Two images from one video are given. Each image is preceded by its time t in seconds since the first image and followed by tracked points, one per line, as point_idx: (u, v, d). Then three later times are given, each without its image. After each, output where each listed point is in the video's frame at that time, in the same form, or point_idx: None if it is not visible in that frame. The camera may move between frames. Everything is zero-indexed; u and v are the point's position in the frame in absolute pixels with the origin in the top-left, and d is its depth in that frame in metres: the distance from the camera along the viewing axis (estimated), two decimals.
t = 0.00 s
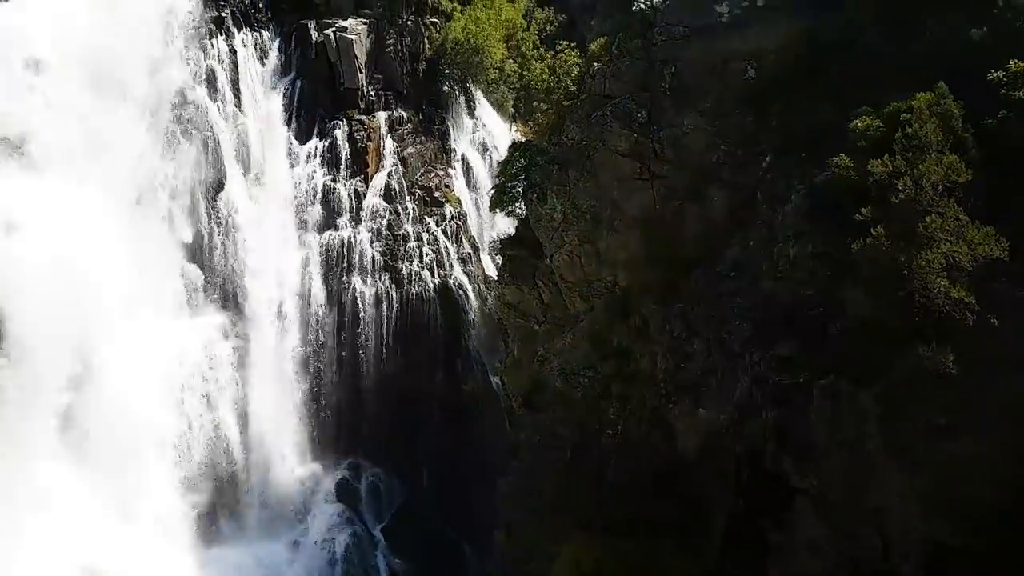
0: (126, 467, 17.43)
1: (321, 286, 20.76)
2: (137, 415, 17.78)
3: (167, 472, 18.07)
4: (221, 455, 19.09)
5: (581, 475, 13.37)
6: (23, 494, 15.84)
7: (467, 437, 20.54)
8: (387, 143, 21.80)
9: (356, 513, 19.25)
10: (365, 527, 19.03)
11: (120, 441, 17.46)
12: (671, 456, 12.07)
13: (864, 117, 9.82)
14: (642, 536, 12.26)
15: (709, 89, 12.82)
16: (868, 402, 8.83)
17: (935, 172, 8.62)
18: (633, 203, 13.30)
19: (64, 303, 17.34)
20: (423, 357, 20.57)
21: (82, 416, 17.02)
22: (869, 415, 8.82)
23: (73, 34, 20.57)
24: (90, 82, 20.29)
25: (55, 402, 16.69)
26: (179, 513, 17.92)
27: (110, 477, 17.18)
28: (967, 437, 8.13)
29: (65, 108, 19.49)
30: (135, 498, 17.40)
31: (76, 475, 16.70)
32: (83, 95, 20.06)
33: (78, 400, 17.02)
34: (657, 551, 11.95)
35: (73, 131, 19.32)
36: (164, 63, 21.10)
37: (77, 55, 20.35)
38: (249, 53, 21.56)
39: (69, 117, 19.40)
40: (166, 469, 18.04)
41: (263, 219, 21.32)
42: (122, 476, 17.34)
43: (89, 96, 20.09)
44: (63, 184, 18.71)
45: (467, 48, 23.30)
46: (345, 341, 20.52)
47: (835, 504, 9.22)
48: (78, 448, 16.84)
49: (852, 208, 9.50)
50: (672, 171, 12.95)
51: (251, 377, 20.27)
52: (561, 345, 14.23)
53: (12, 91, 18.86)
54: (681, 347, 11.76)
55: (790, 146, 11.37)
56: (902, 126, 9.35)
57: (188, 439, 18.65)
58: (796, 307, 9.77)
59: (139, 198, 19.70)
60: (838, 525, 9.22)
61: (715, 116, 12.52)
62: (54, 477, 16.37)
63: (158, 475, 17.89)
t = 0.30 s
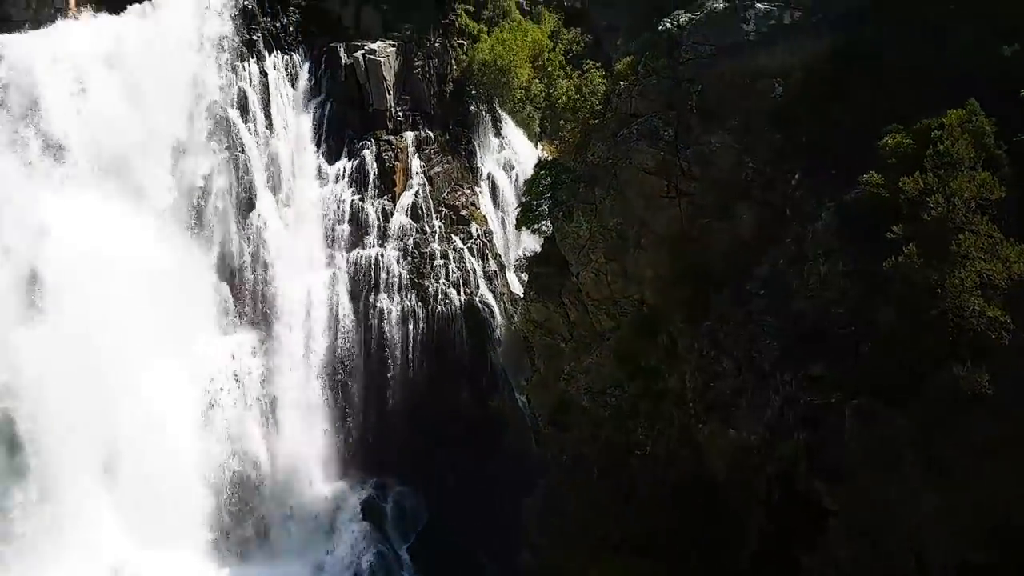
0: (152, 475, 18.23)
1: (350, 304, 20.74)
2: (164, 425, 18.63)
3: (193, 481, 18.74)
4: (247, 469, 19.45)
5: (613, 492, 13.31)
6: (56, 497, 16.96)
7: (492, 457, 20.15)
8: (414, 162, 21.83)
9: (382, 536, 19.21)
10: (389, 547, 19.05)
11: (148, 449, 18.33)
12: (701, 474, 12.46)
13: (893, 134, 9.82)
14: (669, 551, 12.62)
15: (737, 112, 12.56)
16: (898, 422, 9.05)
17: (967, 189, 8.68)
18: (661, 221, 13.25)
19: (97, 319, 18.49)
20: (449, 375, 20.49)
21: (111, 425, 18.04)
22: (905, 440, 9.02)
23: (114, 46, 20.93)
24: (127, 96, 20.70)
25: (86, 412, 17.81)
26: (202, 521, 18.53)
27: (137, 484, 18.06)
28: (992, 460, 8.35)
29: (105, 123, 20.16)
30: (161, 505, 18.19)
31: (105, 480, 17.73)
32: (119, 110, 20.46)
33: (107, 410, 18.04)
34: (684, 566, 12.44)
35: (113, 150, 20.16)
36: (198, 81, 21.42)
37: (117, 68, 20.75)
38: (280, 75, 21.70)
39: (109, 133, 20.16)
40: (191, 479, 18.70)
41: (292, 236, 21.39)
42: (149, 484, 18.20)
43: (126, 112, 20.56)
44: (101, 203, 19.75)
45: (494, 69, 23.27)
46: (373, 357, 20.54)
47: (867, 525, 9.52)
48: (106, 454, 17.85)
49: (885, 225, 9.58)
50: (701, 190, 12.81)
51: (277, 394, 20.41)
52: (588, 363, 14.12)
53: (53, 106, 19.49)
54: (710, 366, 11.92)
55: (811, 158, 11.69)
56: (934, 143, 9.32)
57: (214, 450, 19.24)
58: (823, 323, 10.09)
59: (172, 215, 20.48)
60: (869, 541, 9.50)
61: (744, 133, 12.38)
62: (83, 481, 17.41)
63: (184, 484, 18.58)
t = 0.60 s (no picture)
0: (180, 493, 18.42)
1: (374, 326, 20.74)
2: (190, 442, 18.83)
3: (217, 499, 18.86)
4: (273, 488, 19.49)
5: (642, 514, 13.66)
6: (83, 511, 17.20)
7: (516, 480, 20.00)
8: (439, 184, 21.88)
9: (408, 562, 19.21)
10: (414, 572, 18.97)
11: (175, 466, 18.49)
12: (734, 500, 12.59)
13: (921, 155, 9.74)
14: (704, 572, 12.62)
15: (762, 132, 12.67)
16: (932, 447, 9.11)
17: (999, 209, 8.19)
18: (688, 242, 13.20)
19: (124, 339, 19.00)
20: (472, 397, 20.36)
21: (138, 441, 18.30)
22: (939, 468, 9.07)
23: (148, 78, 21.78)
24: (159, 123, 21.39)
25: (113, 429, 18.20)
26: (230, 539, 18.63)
27: (166, 502, 18.24)
28: (1020, 487, 8.23)
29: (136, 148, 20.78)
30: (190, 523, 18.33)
31: (132, 495, 17.89)
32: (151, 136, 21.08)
33: (133, 425, 18.37)
34: None
35: (147, 176, 20.73)
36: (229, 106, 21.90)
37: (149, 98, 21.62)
38: (309, 100, 22.18)
39: (140, 159, 20.75)
40: (216, 495, 18.84)
41: (321, 258, 21.64)
42: (177, 502, 18.36)
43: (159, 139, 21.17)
44: (133, 226, 20.33)
45: (519, 92, 23.13)
46: (397, 379, 20.44)
47: (903, 549, 9.64)
48: (133, 470, 18.04)
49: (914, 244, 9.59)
50: (728, 211, 12.81)
51: (305, 414, 20.49)
52: (613, 386, 14.43)
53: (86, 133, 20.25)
54: (741, 389, 12.18)
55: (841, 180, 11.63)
56: (964, 163, 9.17)
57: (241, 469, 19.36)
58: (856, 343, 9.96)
59: (200, 236, 20.76)
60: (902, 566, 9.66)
61: (770, 153, 12.42)
62: (111, 496, 17.60)
63: (212, 502, 18.77)
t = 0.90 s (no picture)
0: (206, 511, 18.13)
1: (399, 344, 20.70)
2: (213, 470, 18.43)
3: (241, 525, 18.53)
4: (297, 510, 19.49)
5: (671, 533, 13.96)
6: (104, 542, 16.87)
7: (539, 504, 19.62)
8: (462, 206, 21.99)
9: None
10: None
11: (196, 493, 18.14)
12: (759, 520, 12.84)
13: (951, 173, 10.45)
14: None
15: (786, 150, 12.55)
16: (965, 468, 9.80)
17: None
18: (715, 261, 13.15)
19: (149, 365, 18.31)
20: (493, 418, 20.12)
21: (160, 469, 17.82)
22: (972, 485, 9.70)
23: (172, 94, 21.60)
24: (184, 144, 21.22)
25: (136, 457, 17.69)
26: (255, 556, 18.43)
27: (193, 522, 17.94)
28: None
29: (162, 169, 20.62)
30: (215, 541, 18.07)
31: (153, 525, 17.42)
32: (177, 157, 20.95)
33: (159, 450, 17.90)
34: None
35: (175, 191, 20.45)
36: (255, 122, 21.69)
37: (174, 117, 21.34)
38: (335, 122, 22.35)
39: (166, 176, 20.54)
40: (238, 524, 18.48)
41: (345, 277, 21.52)
42: (203, 521, 18.06)
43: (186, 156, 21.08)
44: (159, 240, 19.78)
45: (542, 115, 22.70)
46: (421, 398, 20.39)
47: (933, 563, 10.28)
48: (155, 499, 17.62)
49: (945, 266, 10.33)
50: (752, 229, 12.76)
51: (332, 435, 20.41)
52: (639, 407, 14.59)
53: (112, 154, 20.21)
54: (764, 411, 12.46)
55: (866, 201, 11.83)
56: (992, 182, 9.89)
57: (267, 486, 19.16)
58: (877, 369, 11.01)
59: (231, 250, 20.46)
60: None
61: (798, 174, 12.39)
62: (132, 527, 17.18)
63: (239, 521, 18.53)
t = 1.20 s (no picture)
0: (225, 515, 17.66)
1: (419, 361, 20.59)
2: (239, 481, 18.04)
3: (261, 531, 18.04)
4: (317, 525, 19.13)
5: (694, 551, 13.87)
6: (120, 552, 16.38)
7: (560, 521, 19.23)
8: (480, 223, 21.98)
9: None
10: None
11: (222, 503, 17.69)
12: (784, 539, 12.68)
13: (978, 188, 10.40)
14: None
15: (806, 164, 12.56)
16: (993, 487, 9.96)
17: None
18: (737, 277, 13.09)
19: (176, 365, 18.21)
20: (512, 435, 19.97)
21: (183, 480, 17.59)
22: (1000, 501, 9.85)
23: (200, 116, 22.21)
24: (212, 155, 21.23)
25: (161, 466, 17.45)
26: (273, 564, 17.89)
27: (212, 526, 17.46)
28: None
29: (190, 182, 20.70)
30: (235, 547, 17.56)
31: (177, 536, 16.97)
32: (204, 167, 20.91)
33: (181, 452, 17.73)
34: None
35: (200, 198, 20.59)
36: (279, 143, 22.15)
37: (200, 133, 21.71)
38: (356, 141, 22.65)
39: (191, 182, 20.62)
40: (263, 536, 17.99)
41: (365, 294, 21.58)
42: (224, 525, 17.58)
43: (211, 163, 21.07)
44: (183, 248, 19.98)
45: (561, 132, 23.25)
46: (440, 414, 20.20)
47: None
48: (178, 510, 17.25)
49: (972, 282, 10.42)
50: (773, 244, 12.69)
51: (353, 449, 20.28)
52: (661, 424, 14.51)
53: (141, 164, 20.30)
54: (790, 428, 12.34)
55: (891, 219, 11.84)
56: (1018, 197, 9.82)
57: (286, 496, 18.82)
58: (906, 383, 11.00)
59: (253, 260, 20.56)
60: None
61: (819, 188, 12.38)
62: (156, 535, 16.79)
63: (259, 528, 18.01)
